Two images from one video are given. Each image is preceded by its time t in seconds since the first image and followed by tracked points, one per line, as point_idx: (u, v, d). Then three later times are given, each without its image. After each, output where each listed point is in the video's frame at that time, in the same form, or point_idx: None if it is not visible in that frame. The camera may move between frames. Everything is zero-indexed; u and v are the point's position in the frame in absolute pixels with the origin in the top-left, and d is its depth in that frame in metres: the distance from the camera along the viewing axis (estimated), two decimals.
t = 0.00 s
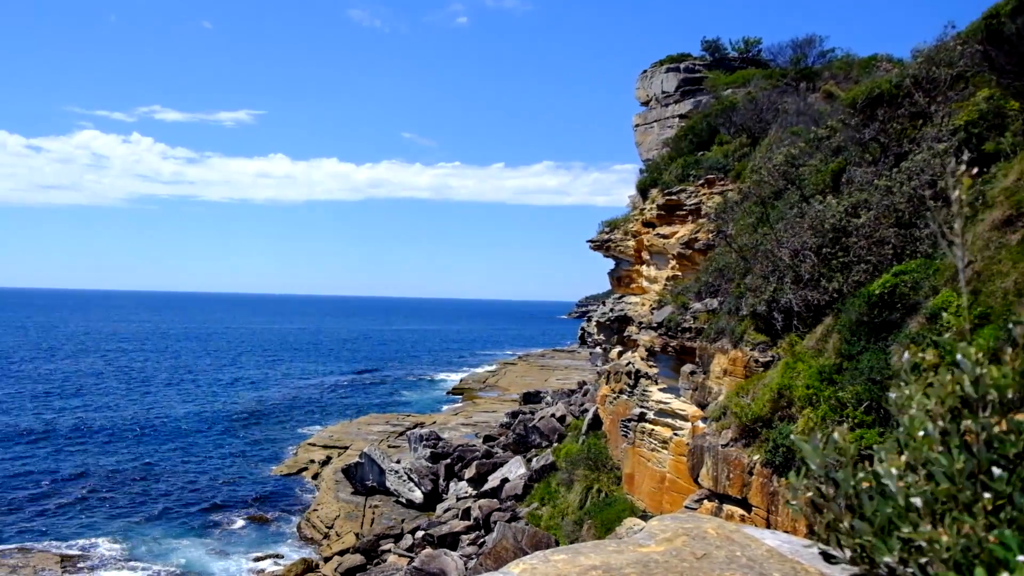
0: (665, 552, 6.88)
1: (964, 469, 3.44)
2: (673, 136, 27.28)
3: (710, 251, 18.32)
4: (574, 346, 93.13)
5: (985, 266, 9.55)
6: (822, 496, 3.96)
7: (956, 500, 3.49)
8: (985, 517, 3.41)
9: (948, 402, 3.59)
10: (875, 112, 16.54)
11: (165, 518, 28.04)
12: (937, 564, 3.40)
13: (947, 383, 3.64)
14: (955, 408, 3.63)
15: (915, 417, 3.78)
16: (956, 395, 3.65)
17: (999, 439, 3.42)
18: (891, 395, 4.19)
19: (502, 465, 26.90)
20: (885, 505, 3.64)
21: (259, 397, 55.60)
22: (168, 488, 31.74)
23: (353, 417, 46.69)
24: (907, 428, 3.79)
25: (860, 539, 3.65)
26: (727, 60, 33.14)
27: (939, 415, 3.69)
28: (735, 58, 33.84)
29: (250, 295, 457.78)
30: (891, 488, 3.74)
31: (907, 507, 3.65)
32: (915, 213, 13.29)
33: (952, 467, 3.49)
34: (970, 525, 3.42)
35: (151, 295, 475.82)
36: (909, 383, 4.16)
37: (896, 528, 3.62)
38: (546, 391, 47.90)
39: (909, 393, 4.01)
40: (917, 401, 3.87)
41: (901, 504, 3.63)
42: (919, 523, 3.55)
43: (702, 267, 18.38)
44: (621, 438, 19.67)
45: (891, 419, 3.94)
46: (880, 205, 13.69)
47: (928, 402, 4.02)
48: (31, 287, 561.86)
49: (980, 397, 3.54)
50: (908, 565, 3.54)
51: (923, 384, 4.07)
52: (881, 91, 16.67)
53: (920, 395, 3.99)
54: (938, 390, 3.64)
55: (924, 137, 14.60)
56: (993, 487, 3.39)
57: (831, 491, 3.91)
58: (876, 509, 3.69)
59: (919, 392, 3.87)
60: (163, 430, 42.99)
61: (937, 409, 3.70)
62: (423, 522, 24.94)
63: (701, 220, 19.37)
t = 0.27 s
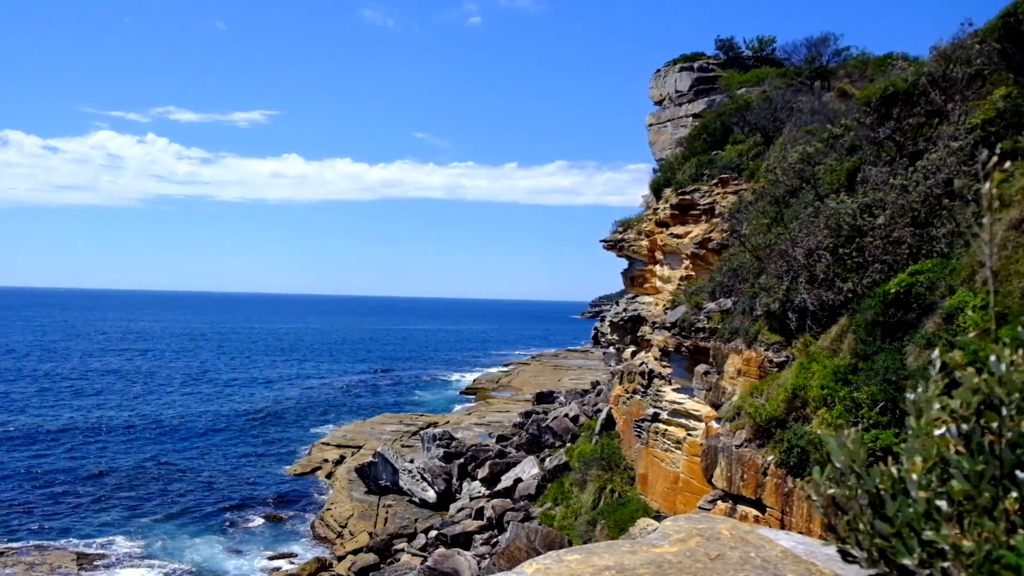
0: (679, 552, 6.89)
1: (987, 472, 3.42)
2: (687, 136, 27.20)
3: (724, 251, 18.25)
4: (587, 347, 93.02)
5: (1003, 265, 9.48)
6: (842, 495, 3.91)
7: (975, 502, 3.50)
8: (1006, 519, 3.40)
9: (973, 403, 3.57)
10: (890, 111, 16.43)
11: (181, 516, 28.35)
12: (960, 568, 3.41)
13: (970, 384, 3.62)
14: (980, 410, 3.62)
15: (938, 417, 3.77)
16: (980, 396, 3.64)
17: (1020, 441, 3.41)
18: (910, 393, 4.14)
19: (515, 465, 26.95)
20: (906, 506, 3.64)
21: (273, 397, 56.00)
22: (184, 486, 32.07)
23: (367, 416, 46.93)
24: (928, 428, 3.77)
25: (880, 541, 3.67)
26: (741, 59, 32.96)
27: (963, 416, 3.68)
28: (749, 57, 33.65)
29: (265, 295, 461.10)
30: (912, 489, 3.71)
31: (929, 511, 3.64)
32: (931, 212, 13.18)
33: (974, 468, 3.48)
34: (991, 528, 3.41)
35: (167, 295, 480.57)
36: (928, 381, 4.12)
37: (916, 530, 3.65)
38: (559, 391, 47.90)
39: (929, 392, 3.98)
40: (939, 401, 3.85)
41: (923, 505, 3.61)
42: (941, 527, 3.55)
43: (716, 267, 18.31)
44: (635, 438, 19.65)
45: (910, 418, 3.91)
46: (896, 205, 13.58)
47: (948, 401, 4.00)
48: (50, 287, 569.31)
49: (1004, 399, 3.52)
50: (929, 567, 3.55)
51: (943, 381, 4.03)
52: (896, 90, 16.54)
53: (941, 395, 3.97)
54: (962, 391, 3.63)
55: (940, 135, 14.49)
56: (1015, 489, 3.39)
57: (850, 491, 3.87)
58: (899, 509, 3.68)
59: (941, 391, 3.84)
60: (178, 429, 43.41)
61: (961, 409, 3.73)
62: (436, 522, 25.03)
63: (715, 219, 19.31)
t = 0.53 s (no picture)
0: (693, 553, 6.90)
1: (1005, 474, 3.41)
2: (700, 135, 27.08)
3: (738, 251, 18.17)
4: (600, 347, 92.93)
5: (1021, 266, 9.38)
6: (857, 497, 3.94)
7: (991, 504, 3.49)
8: None
9: (992, 405, 3.59)
10: (906, 110, 16.31)
11: (196, 515, 28.64)
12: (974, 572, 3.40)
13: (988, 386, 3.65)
14: (998, 413, 3.63)
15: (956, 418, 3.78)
16: (998, 398, 3.65)
17: None
18: (929, 393, 4.16)
19: (528, 465, 26.98)
20: (923, 507, 3.64)
21: (288, 396, 56.34)
22: (199, 485, 32.39)
23: (381, 416, 47.16)
24: (943, 431, 3.78)
25: (895, 543, 3.68)
26: (755, 58, 32.75)
27: (980, 418, 3.70)
28: (763, 56, 33.43)
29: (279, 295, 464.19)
30: (929, 491, 3.71)
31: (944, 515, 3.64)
32: (947, 211, 13.08)
33: (992, 471, 3.47)
34: (1008, 532, 3.38)
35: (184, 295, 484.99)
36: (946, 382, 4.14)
37: (930, 533, 3.64)
38: (573, 391, 47.90)
39: (945, 393, 4.01)
40: (958, 402, 3.87)
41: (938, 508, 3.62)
42: (955, 530, 3.55)
43: (730, 267, 18.23)
44: (648, 438, 19.61)
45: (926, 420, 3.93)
46: (911, 204, 13.49)
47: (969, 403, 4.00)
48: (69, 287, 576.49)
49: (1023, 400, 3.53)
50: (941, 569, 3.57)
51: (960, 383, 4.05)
52: (912, 88, 16.36)
53: (961, 396, 3.97)
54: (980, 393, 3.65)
55: (957, 134, 14.37)
56: None
57: (865, 493, 3.91)
58: (915, 512, 3.69)
59: (960, 392, 3.87)
60: (194, 429, 43.82)
61: (979, 410, 3.72)
62: (449, 522, 25.11)
63: (728, 219, 19.24)
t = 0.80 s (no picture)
0: (707, 554, 6.91)
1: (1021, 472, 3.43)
2: (713, 135, 26.98)
3: (752, 251, 18.09)
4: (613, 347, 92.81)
5: None
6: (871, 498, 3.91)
7: (1008, 504, 3.49)
8: None
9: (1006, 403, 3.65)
10: (921, 109, 16.19)
11: (211, 514, 28.91)
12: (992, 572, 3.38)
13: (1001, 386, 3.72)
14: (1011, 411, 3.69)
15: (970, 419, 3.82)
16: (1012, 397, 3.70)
17: None
18: (941, 395, 4.20)
19: (541, 465, 27.01)
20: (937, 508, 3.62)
21: (302, 396, 56.69)
22: (214, 485, 32.68)
23: (394, 416, 47.35)
24: (957, 432, 3.80)
25: (909, 543, 3.64)
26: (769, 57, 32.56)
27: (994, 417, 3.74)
28: (776, 55, 33.21)
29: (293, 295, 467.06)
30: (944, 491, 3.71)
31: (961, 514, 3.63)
32: (964, 210, 12.99)
33: (1007, 470, 3.48)
34: None
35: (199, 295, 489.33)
36: (956, 384, 4.19)
37: (946, 534, 3.62)
38: (586, 391, 47.88)
39: (958, 396, 4.05)
40: (971, 402, 3.92)
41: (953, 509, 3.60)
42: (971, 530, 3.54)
43: (743, 267, 18.15)
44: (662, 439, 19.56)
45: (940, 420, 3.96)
46: (927, 202, 13.39)
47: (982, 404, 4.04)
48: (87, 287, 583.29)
49: None
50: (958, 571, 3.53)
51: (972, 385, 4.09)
52: (928, 86, 16.21)
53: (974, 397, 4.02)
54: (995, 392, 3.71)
55: (973, 132, 14.27)
56: None
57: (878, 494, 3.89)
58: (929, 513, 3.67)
59: (973, 393, 3.92)
60: (209, 428, 44.21)
61: (993, 410, 3.75)
62: (462, 522, 25.18)
63: (742, 219, 19.17)
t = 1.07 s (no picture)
0: (719, 555, 6.91)
1: None
2: (726, 135, 26.86)
3: (765, 251, 18.01)
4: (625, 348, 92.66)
5: None
6: (885, 499, 3.89)
7: None
8: None
9: None
10: (936, 107, 16.08)
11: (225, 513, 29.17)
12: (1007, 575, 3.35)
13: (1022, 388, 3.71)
14: None
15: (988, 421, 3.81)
16: None
17: None
18: (959, 397, 4.18)
19: (553, 466, 27.01)
20: (953, 511, 3.58)
21: (315, 396, 56.98)
22: (228, 485, 32.94)
23: (407, 416, 47.51)
24: (975, 432, 3.78)
25: (925, 546, 3.61)
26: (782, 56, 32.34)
27: (1013, 419, 3.75)
28: (790, 54, 32.99)
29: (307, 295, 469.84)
30: (960, 493, 3.68)
31: (978, 516, 3.61)
32: (980, 210, 12.89)
33: None
34: None
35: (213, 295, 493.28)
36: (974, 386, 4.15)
37: (963, 537, 3.59)
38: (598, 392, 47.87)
39: (977, 396, 4.03)
40: (988, 404, 3.92)
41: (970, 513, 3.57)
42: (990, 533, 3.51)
43: (756, 267, 18.07)
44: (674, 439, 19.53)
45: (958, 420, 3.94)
46: (941, 202, 13.31)
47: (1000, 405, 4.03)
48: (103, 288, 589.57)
49: None
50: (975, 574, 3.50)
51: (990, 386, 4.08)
52: (943, 85, 16.10)
53: (991, 399, 4.01)
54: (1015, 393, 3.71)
55: (989, 131, 14.18)
56: None
57: (893, 496, 3.86)
58: (945, 515, 3.63)
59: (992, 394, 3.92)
60: (223, 428, 44.55)
61: (1012, 413, 3.75)
62: (474, 522, 25.26)
63: (755, 219, 19.09)
